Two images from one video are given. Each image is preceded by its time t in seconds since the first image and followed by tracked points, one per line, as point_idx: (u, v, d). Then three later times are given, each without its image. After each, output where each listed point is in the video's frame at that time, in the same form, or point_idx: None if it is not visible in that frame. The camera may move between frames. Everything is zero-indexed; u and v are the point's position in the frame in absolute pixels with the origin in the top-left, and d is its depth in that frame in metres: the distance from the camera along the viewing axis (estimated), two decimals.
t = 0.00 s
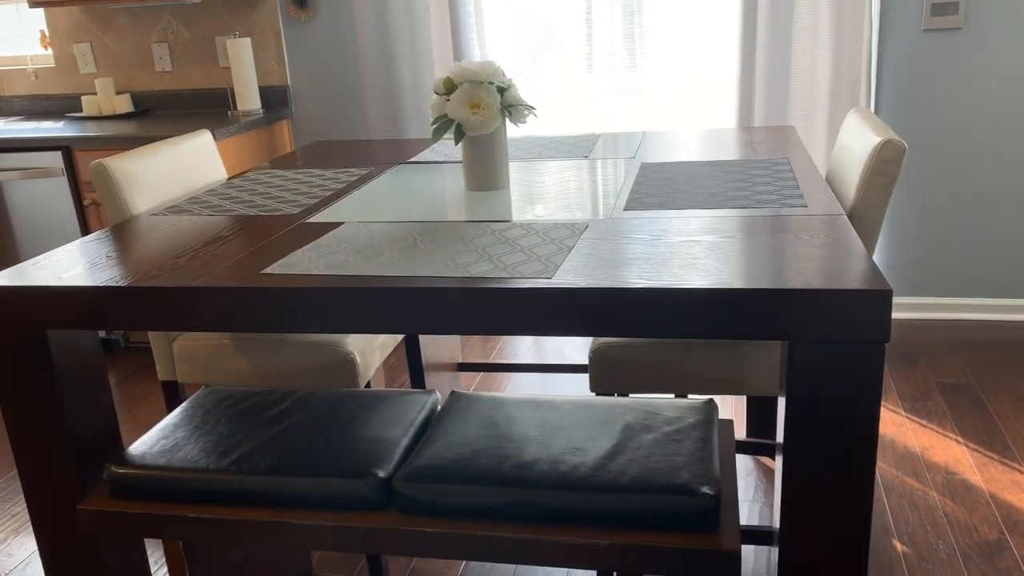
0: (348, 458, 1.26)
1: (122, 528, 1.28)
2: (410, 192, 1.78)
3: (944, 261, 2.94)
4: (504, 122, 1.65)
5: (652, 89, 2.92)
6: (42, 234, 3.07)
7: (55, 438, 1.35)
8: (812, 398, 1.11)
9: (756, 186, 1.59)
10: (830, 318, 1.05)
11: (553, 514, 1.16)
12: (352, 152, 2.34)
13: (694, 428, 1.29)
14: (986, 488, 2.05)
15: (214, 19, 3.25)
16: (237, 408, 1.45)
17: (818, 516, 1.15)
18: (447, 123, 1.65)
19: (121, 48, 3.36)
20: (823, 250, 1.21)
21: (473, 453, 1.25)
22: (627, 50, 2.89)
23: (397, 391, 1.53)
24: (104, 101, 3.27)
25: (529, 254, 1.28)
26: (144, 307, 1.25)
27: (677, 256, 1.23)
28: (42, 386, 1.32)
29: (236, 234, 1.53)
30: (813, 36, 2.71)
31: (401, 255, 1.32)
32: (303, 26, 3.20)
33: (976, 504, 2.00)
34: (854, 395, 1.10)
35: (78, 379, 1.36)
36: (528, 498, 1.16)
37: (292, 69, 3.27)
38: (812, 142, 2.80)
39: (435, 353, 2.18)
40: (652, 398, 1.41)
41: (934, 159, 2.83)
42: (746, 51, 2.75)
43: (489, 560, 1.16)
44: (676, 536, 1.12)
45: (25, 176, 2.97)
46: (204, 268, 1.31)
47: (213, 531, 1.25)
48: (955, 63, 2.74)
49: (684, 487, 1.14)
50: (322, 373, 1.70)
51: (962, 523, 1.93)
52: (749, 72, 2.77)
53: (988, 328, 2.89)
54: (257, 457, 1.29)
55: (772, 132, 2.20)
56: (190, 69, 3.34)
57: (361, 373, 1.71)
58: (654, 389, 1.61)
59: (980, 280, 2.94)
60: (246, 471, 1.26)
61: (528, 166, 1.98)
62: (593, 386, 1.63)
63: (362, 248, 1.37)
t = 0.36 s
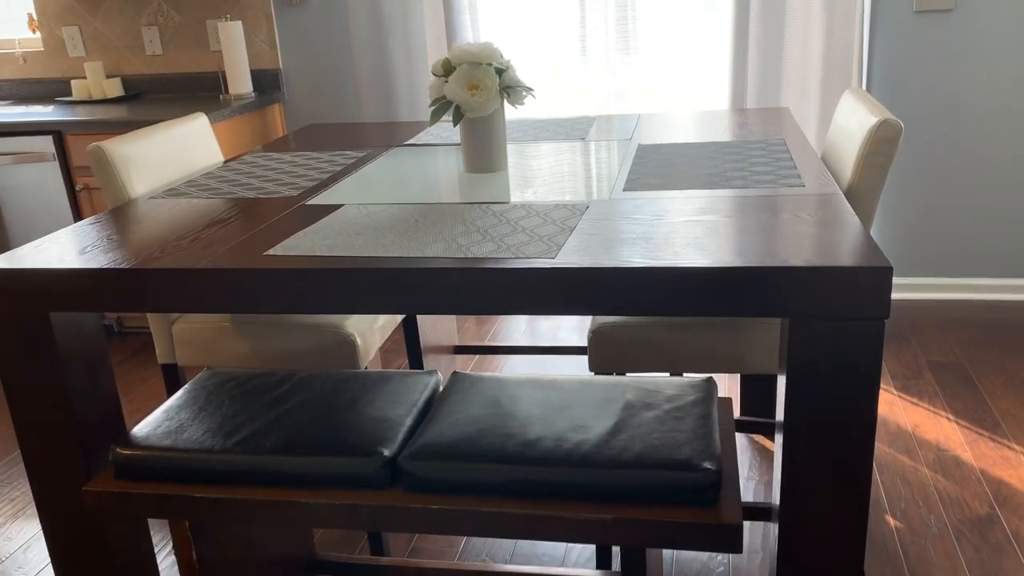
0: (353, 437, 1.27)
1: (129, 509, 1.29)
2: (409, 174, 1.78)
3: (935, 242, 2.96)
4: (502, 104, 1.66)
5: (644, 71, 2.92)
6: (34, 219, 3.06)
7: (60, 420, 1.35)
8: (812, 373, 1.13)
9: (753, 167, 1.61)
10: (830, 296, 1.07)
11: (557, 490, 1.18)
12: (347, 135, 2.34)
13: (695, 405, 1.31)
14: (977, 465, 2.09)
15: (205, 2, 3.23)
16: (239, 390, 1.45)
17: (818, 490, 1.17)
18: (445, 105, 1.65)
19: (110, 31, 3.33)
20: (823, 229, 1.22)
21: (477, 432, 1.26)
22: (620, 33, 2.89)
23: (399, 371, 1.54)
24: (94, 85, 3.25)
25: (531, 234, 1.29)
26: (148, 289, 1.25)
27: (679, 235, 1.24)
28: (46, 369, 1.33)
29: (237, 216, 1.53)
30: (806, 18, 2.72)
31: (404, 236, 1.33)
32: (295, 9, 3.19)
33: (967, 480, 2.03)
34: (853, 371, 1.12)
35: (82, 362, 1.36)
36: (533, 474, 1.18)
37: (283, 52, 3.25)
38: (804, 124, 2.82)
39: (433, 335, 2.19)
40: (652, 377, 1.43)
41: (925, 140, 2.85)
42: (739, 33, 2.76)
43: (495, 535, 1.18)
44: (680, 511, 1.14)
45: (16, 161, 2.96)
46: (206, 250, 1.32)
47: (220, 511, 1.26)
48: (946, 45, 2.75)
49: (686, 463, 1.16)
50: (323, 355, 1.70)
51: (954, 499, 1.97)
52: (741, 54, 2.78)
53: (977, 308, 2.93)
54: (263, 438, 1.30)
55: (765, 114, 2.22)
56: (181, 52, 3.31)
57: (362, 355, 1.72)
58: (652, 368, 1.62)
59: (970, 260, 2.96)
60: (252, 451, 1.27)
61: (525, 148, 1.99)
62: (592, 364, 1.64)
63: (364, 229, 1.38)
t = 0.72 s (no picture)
0: (344, 421, 1.29)
1: (122, 499, 1.30)
2: (387, 163, 1.80)
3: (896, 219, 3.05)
4: (478, 91, 1.68)
5: (612, 56, 2.96)
6: None
7: (48, 414, 1.35)
8: (790, 345, 1.17)
9: (726, 148, 1.65)
10: (806, 269, 1.11)
11: (548, 466, 1.21)
12: (321, 125, 2.34)
13: (677, 379, 1.35)
14: (943, 433, 2.16)
15: None
16: (226, 378, 1.46)
17: (798, 457, 1.22)
18: (423, 92, 1.67)
19: (72, 24, 3.29)
20: (797, 205, 1.26)
21: (466, 412, 1.29)
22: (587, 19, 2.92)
23: (384, 357, 1.56)
24: (57, 79, 3.21)
25: (515, 217, 1.31)
26: (135, 280, 1.26)
27: (659, 215, 1.28)
28: (34, 362, 1.33)
29: (218, 207, 1.54)
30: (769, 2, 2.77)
31: (389, 222, 1.35)
32: None
33: (935, 448, 2.10)
34: (830, 342, 1.16)
35: (69, 354, 1.37)
36: (524, 451, 1.21)
37: (250, 43, 3.24)
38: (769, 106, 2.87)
39: (412, 321, 2.21)
40: (633, 355, 1.47)
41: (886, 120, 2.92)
42: (704, 18, 2.80)
43: (488, 512, 1.21)
44: (667, 481, 1.18)
45: None
46: (192, 241, 1.33)
47: (214, 498, 1.27)
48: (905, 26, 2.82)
49: (672, 434, 1.20)
50: (306, 343, 1.72)
51: (922, 466, 2.04)
52: (706, 38, 2.82)
53: (939, 283, 3.01)
54: (254, 424, 1.31)
55: (733, 96, 2.26)
56: (145, 45, 3.28)
57: (346, 342, 1.73)
58: (632, 346, 1.67)
59: (927, 236, 3.07)
60: (244, 438, 1.28)
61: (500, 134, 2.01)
62: (575, 344, 1.69)
63: (349, 216, 1.39)
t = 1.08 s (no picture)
0: (342, 407, 1.32)
1: (122, 487, 1.31)
2: (377, 157, 1.83)
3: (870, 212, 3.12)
4: (467, 86, 1.71)
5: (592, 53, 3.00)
6: None
7: (47, 405, 1.37)
8: (776, 329, 1.21)
9: (709, 141, 1.69)
10: (790, 255, 1.15)
11: (543, 448, 1.24)
12: (307, 121, 2.36)
13: (665, 364, 1.39)
14: (919, 419, 2.22)
15: None
16: (222, 368, 1.48)
17: (784, 438, 1.26)
18: (413, 87, 1.70)
19: (51, 22, 3.28)
20: (781, 193, 1.31)
21: (463, 398, 1.32)
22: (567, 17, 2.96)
23: (378, 346, 1.59)
24: (36, 78, 3.20)
25: (508, 208, 1.35)
26: (134, 272, 1.27)
27: (648, 204, 1.32)
28: (34, 353, 1.34)
29: (211, 200, 1.56)
30: None
31: (384, 213, 1.37)
32: None
33: (910, 434, 2.16)
34: (813, 325, 1.20)
35: (67, 345, 1.38)
36: (520, 434, 1.24)
37: (231, 41, 3.24)
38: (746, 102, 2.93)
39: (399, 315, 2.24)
40: (622, 342, 1.51)
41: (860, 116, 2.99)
42: (682, 15, 2.85)
43: (486, 493, 1.24)
44: (660, 460, 1.22)
45: None
46: (189, 232, 1.35)
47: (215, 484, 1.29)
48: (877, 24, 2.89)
49: (663, 415, 1.24)
50: (298, 335, 1.74)
51: (898, 450, 2.10)
52: (685, 36, 2.87)
53: (912, 277, 3.09)
54: (253, 412, 1.33)
55: (712, 92, 2.31)
56: (125, 43, 3.28)
57: (338, 334, 1.76)
58: (620, 334, 1.72)
59: (898, 229, 3.16)
60: (244, 425, 1.31)
61: (487, 129, 2.05)
62: (563, 332, 1.73)
63: (345, 208, 1.42)
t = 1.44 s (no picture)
0: (357, 392, 1.35)
1: (140, 468, 1.34)
2: (388, 151, 1.86)
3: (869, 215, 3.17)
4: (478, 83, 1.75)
5: (595, 53, 3.04)
6: None
7: (67, 388, 1.40)
8: (782, 320, 1.24)
9: (715, 139, 1.73)
10: (797, 247, 1.18)
11: (553, 433, 1.28)
12: (316, 116, 2.40)
13: (672, 354, 1.42)
14: (916, 416, 2.26)
15: None
16: (237, 354, 1.51)
17: (789, 428, 1.29)
18: (425, 83, 1.73)
19: (60, 17, 3.30)
20: (786, 188, 1.34)
21: (474, 384, 1.36)
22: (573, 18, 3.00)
23: (389, 335, 1.62)
24: (45, 72, 3.23)
25: (521, 200, 1.38)
26: (153, 257, 1.30)
27: (657, 197, 1.36)
28: (54, 337, 1.37)
29: (227, 190, 1.59)
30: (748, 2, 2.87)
31: (399, 203, 1.41)
32: None
33: (907, 430, 2.20)
34: (818, 318, 1.23)
35: (87, 330, 1.41)
36: (531, 419, 1.28)
37: (238, 37, 3.27)
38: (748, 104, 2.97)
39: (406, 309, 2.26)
40: (628, 334, 1.54)
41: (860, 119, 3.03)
42: (686, 17, 2.89)
43: (497, 477, 1.27)
44: (667, 446, 1.25)
45: None
46: (208, 220, 1.38)
47: (231, 466, 1.32)
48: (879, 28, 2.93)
49: (671, 402, 1.27)
50: (309, 324, 1.77)
51: (896, 446, 2.13)
52: (688, 37, 2.91)
53: (910, 280, 3.13)
54: (270, 396, 1.36)
55: (715, 92, 2.35)
56: (133, 38, 3.30)
57: (349, 323, 1.80)
58: (625, 327, 1.75)
59: (895, 231, 3.21)
60: (261, 408, 1.33)
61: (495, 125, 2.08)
62: (570, 322, 1.77)
63: (360, 198, 1.45)
